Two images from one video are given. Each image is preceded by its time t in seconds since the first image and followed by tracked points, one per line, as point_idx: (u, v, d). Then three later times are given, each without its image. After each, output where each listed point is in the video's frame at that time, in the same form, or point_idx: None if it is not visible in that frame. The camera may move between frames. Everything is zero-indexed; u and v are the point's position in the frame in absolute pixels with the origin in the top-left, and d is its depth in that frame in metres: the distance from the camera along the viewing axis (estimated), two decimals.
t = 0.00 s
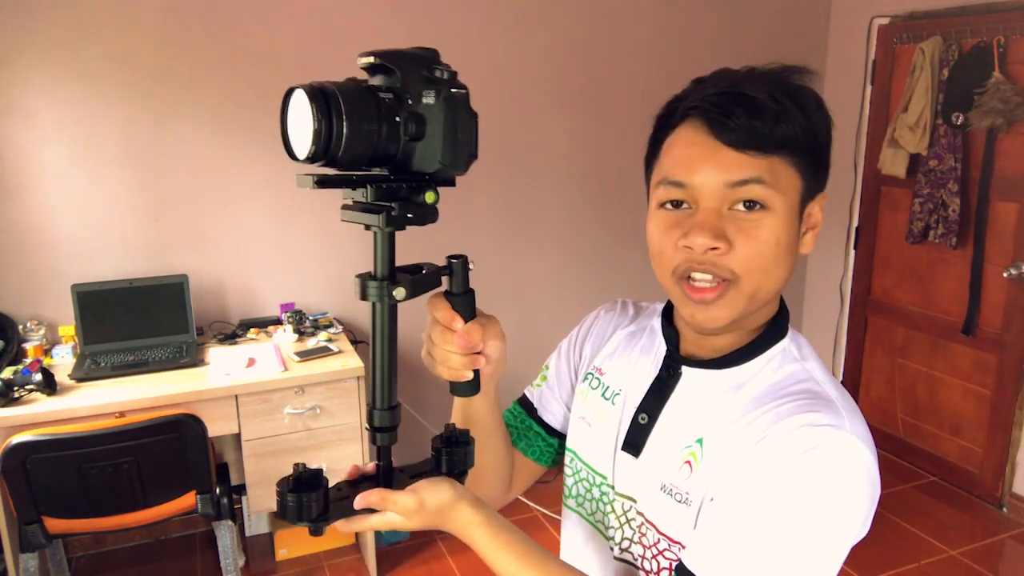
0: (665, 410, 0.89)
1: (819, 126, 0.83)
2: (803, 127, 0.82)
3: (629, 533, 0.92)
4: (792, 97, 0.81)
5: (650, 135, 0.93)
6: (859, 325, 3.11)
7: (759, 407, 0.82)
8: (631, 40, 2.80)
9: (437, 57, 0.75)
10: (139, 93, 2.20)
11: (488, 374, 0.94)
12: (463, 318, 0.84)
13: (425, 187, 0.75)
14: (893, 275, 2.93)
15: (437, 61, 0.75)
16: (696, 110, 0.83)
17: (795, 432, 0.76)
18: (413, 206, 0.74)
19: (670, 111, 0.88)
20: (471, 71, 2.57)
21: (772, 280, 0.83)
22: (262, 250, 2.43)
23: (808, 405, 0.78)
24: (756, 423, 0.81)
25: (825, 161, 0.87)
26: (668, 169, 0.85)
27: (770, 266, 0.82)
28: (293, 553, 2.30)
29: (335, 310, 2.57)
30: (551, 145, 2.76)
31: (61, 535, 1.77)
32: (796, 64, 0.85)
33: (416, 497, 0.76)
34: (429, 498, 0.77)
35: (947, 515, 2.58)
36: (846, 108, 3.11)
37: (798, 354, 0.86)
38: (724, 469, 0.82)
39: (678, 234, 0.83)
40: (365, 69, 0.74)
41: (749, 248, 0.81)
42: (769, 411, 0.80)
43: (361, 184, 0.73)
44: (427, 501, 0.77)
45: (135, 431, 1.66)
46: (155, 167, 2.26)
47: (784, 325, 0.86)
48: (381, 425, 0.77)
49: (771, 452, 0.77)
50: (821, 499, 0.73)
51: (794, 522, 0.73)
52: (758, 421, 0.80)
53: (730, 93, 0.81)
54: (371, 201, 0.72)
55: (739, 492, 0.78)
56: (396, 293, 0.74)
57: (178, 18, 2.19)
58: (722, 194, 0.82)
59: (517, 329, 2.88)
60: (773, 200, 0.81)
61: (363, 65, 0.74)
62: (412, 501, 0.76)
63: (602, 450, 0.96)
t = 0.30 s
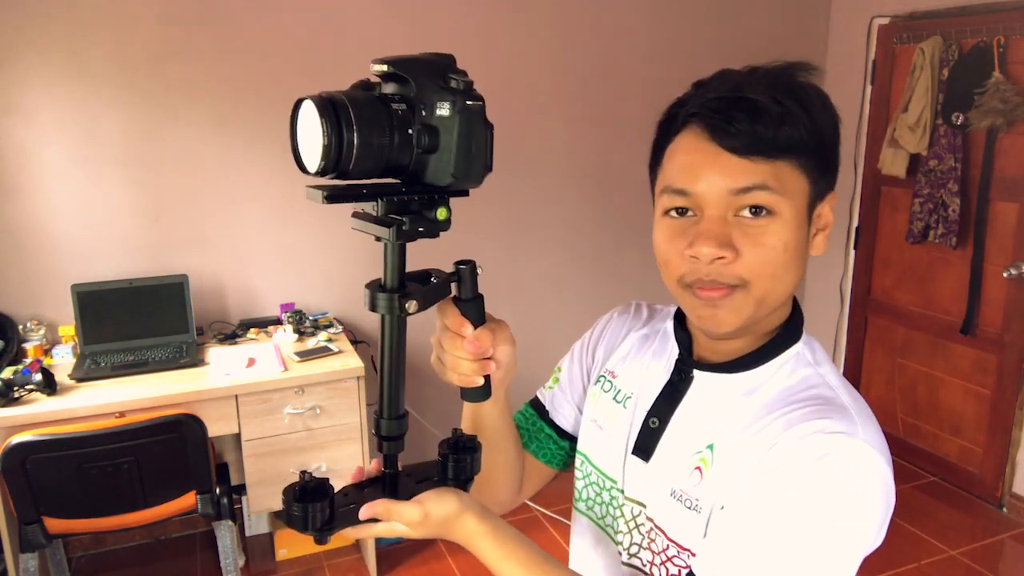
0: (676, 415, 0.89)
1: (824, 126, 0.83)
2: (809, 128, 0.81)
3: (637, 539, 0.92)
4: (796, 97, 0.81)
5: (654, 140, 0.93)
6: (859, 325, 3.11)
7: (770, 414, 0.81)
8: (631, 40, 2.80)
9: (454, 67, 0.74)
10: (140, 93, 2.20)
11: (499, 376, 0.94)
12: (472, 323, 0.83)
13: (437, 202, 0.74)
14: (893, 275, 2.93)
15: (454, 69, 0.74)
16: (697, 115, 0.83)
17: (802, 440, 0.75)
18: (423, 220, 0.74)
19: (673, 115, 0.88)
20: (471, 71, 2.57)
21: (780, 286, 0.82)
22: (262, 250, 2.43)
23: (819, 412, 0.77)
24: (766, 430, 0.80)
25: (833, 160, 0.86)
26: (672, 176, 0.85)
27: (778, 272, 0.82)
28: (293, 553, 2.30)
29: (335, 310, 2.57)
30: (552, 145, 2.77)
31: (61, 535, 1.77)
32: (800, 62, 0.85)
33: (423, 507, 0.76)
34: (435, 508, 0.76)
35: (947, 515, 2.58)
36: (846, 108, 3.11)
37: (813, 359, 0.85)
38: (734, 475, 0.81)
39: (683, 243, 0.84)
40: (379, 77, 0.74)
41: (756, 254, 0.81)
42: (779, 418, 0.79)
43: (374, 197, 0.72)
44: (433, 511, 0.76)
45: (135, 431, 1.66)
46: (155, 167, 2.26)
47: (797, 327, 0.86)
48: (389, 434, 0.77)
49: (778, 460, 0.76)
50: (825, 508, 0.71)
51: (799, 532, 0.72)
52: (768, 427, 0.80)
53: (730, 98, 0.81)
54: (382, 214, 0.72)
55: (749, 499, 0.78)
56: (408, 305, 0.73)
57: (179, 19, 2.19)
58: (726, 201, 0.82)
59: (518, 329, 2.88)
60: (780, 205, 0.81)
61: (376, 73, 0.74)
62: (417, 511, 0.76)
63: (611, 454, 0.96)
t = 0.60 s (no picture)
0: (684, 420, 0.89)
1: (837, 129, 0.82)
2: (821, 131, 0.81)
3: (646, 545, 0.92)
4: (809, 100, 0.80)
5: (664, 140, 0.93)
6: (859, 325, 3.11)
7: (781, 422, 0.81)
8: (632, 40, 2.80)
9: (460, 66, 0.75)
10: (140, 93, 2.20)
11: (503, 373, 0.94)
12: (475, 321, 0.83)
13: (440, 197, 0.74)
14: (893, 275, 2.94)
15: (459, 68, 0.75)
16: (707, 117, 0.84)
17: (814, 448, 0.75)
18: (427, 216, 0.73)
19: (683, 117, 0.88)
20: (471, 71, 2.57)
21: (789, 291, 0.82)
22: (262, 250, 2.43)
23: (831, 420, 0.76)
24: (777, 438, 0.79)
25: (845, 163, 0.86)
26: (681, 178, 0.85)
27: (786, 277, 0.82)
28: (293, 553, 2.30)
29: (335, 310, 2.57)
30: (552, 145, 2.76)
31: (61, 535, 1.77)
32: (815, 64, 0.84)
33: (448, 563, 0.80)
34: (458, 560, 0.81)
35: (948, 515, 2.58)
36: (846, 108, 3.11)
37: (823, 365, 0.85)
38: (745, 483, 0.81)
39: (691, 245, 0.84)
40: (385, 74, 0.74)
41: (763, 258, 0.81)
42: (790, 426, 0.79)
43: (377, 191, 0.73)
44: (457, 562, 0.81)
45: (135, 431, 1.66)
46: (155, 167, 2.26)
47: (807, 333, 0.85)
48: (388, 437, 0.74)
49: (791, 469, 0.76)
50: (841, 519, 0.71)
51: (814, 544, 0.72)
52: (779, 436, 0.79)
53: (742, 100, 0.81)
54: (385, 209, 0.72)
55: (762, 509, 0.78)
56: (409, 302, 0.72)
57: (179, 19, 2.19)
58: (734, 204, 0.82)
59: (518, 330, 2.88)
60: (790, 210, 0.81)
61: (383, 71, 0.74)
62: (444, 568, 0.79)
63: (618, 458, 0.96)
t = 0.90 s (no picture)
0: (686, 422, 0.89)
1: (842, 131, 0.82)
2: (826, 133, 0.81)
3: (647, 547, 0.92)
4: (814, 102, 0.80)
5: (668, 141, 0.93)
6: (859, 325, 3.11)
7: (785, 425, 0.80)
8: (632, 40, 2.81)
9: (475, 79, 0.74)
10: (140, 93, 2.20)
11: (502, 368, 0.93)
12: (471, 316, 0.83)
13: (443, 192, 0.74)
14: (893, 274, 2.94)
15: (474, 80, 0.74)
16: (712, 117, 0.84)
17: (820, 453, 0.74)
18: (430, 210, 0.73)
19: (687, 117, 0.88)
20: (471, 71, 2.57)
21: (792, 293, 0.82)
22: (262, 250, 2.43)
23: (836, 425, 0.76)
24: (781, 442, 0.79)
25: (850, 166, 0.86)
26: (685, 178, 0.85)
27: (789, 278, 0.82)
28: (293, 553, 2.30)
29: (335, 310, 2.57)
30: (552, 145, 2.77)
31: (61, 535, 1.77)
32: (822, 66, 0.84)
33: None
34: None
35: (948, 515, 2.58)
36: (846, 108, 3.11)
37: (824, 368, 0.85)
38: (748, 487, 0.81)
39: (694, 246, 0.84)
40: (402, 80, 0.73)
41: (766, 260, 0.81)
42: (794, 430, 0.79)
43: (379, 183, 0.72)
44: None
45: (135, 431, 1.66)
46: (155, 167, 2.26)
47: (810, 335, 0.86)
48: (367, 441, 0.68)
49: (796, 474, 0.76)
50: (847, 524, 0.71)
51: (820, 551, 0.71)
52: (783, 440, 0.79)
53: (747, 100, 0.81)
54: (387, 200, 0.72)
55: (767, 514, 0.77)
56: (405, 297, 0.70)
57: (179, 19, 2.19)
58: (738, 206, 0.82)
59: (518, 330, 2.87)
60: (794, 211, 0.81)
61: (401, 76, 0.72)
62: None
63: (619, 458, 0.96)
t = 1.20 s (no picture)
0: (679, 416, 0.89)
1: (842, 132, 0.82)
2: (826, 133, 0.81)
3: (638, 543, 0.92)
4: (816, 103, 0.80)
5: (668, 140, 0.93)
6: (859, 325, 3.11)
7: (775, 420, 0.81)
8: (632, 40, 2.81)
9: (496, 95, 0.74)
10: (140, 93, 2.20)
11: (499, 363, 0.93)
12: (471, 303, 0.83)
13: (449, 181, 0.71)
14: (893, 274, 2.94)
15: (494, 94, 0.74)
16: (714, 116, 0.83)
17: (810, 448, 0.75)
18: (437, 196, 0.71)
19: (688, 116, 0.88)
20: (471, 71, 2.57)
21: (790, 292, 0.83)
22: (262, 250, 2.44)
23: (827, 421, 0.77)
24: (772, 436, 0.79)
25: (849, 166, 0.86)
26: (686, 175, 0.85)
27: (788, 276, 0.82)
28: (293, 553, 2.30)
29: (335, 310, 2.57)
30: (552, 145, 2.77)
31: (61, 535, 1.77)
32: (823, 67, 0.84)
33: None
34: None
35: (948, 515, 2.58)
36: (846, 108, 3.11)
37: (818, 366, 0.85)
38: (736, 481, 0.81)
39: (693, 243, 0.84)
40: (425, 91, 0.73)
41: (766, 257, 0.81)
42: (784, 426, 0.79)
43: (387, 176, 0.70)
44: None
45: (135, 431, 1.66)
46: (155, 168, 2.26)
47: (806, 334, 0.86)
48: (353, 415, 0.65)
49: (785, 467, 0.76)
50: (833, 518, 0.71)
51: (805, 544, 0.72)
52: (774, 435, 0.79)
53: (749, 99, 0.81)
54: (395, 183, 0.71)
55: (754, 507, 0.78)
56: (405, 276, 0.69)
57: (179, 19, 2.19)
58: (738, 203, 0.82)
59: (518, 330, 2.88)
60: (793, 210, 0.81)
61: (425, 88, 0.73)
62: None
63: (614, 455, 0.96)
